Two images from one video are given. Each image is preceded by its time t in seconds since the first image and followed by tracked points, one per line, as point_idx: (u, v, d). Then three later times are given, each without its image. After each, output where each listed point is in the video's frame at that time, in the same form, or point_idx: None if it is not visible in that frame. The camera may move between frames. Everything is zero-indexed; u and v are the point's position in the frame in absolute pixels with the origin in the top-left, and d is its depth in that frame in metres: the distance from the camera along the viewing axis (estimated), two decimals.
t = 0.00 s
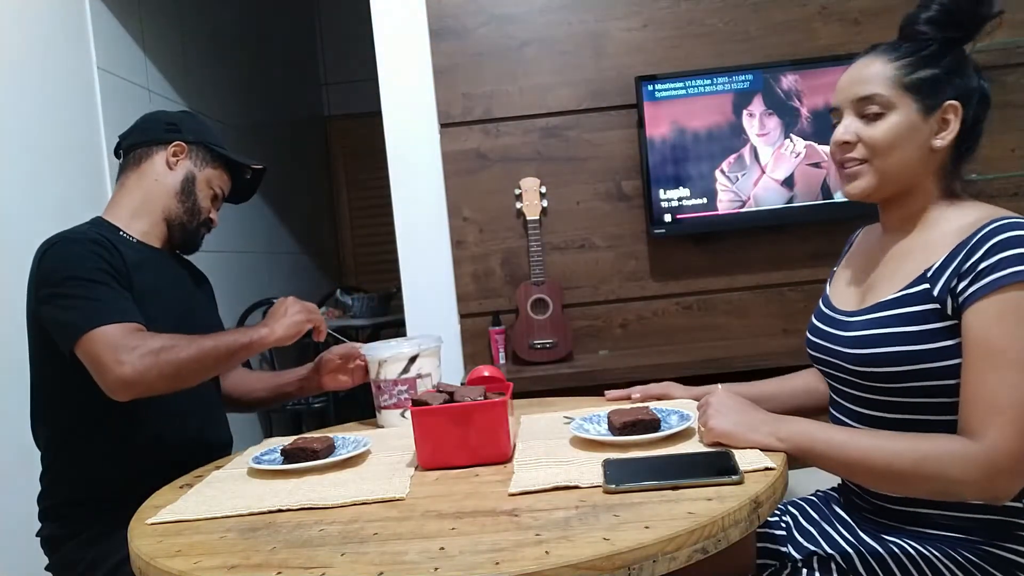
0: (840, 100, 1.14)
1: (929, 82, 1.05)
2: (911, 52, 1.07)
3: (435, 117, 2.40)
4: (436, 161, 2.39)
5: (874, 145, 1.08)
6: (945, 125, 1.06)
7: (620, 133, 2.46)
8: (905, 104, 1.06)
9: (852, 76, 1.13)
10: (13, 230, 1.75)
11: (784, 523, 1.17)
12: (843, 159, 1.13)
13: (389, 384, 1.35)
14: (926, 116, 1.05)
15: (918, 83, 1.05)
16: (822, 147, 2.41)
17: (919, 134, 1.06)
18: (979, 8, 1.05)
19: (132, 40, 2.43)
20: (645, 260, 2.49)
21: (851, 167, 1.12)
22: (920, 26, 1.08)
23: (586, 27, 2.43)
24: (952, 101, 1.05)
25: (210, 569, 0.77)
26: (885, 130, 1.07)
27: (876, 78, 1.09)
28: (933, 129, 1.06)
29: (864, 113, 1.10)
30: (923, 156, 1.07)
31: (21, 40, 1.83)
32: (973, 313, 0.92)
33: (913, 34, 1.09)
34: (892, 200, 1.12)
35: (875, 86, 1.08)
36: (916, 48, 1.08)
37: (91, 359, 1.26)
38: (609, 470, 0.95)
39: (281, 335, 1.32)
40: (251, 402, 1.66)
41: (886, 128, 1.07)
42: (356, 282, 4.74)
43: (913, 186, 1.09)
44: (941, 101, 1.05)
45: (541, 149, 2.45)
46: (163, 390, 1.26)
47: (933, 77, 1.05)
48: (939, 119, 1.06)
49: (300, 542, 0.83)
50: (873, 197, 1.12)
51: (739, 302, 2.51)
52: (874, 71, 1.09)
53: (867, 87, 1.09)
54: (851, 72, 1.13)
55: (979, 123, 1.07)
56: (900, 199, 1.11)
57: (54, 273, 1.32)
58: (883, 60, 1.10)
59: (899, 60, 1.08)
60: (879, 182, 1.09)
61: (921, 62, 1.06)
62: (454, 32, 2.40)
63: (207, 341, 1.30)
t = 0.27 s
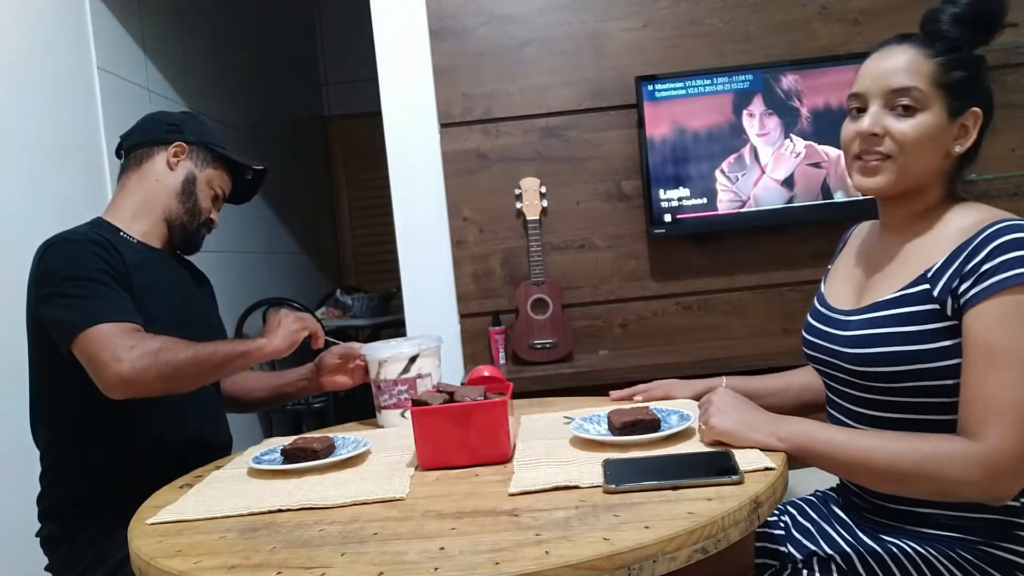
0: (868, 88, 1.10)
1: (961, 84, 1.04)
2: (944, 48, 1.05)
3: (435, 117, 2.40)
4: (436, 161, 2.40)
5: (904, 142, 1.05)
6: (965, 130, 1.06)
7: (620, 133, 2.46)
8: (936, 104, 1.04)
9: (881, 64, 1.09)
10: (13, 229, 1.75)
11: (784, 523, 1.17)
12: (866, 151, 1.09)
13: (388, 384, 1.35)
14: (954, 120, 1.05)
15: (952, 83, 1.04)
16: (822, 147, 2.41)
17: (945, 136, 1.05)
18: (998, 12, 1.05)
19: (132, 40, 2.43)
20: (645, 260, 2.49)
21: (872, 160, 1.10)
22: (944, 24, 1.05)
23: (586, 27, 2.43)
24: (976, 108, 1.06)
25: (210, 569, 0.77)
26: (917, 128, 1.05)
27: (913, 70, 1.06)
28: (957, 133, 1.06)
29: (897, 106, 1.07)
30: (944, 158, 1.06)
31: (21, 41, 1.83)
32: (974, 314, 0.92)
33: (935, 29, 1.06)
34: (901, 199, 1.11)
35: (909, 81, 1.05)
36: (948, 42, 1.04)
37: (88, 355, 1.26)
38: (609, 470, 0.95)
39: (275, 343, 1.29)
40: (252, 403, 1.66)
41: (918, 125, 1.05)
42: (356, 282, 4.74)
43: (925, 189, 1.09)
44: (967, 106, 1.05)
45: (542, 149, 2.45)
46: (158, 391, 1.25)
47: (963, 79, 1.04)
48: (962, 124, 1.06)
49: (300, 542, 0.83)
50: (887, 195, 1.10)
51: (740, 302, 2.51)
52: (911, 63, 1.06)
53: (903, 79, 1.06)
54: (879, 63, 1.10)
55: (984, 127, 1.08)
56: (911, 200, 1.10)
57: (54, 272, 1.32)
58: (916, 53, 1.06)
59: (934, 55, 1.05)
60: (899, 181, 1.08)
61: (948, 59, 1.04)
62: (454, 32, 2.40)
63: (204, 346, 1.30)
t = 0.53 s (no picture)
0: (887, 83, 1.09)
1: (976, 91, 1.05)
2: (963, 52, 1.05)
3: (435, 117, 2.40)
4: (436, 161, 2.39)
5: (918, 143, 1.05)
6: (971, 138, 1.08)
7: (620, 133, 2.46)
8: (951, 111, 1.05)
9: (902, 60, 1.08)
10: (13, 229, 1.75)
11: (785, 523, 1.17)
12: (879, 148, 1.09)
13: (389, 384, 1.35)
14: (965, 126, 1.06)
15: (969, 89, 1.04)
16: (822, 147, 2.41)
17: (953, 143, 1.06)
18: (1008, 16, 1.04)
19: (132, 40, 2.43)
20: (645, 261, 2.49)
21: (883, 158, 1.09)
22: (962, 26, 1.05)
23: (586, 27, 2.43)
24: (984, 119, 1.08)
25: (210, 569, 0.77)
26: (931, 133, 1.05)
27: (936, 70, 1.05)
28: (964, 140, 1.07)
29: (916, 106, 1.06)
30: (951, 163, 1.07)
31: (22, 40, 1.83)
32: (978, 309, 0.92)
33: (952, 30, 1.06)
34: (903, 199, 1.11)
35: (929, 84, 1.05)
36: (964, 47, 1.05)
37: (91, 350, 1.25)
38: (609, 470, 0.95)
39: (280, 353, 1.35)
40: (253, 403, 1.66)
41: (934, 127, 1.05)
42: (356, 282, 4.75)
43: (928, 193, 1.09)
44: (977, 114, 1.06)
45: (541, 149, 2.45)
46: (166, 386, 1.25)
47: (978, 86, 1.05)
48: (970, 132, 1.07)
49: (300, 542, 0.82)
50: (892, 195, 1.10)
51: (740, 302, 2.51)
52: (930, 64, 1.05)
53: (925, 79, 1.05)
54: (897, 62, 1.08)
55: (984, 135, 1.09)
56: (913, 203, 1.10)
57: (55, 269, 1.32)
58: (938, 53, 1.06)
59: (953, 58, 1.05)
60: (908, 183, 1.08)
61: (963, 65, 1.04)
62: (454, 32, 2.40)
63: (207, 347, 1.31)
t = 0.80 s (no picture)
0: (883, 84, 1.08)
1: (973, 90, 1.05)
2: (958, 51, 1.05)
3: (435, 117, 2.40)
4: (436, 161, 2.39)
5: (917, 144, 1.05)
6: (967, 138, 1.08)
7: (620, 133, 2.46)
8: (948, 111, 1.05)
9: (898, 60, 1.07)
10: (14, 229, 1.75)
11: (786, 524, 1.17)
12: (878, 150, 1.08)
13: (389, 384, 1.35)
14: (964, 125, 1.06)
15: (966, 88, 1.04)
16: (822, 147, 2.41)
17: (950, 143, 1.06)
18: (1001, 16, 1.04)
19: (132, 40, 2.43)
20: (645, 261, 2.49)
21: (883, 160, 1.09)
22: (955, 26, 1.05)
23: (586, 27, 2.42)
24: (982, 116, 1.08)
25: (210, 569, 0.77)
26: (930, 133, 1.04)
27: (932, 70, 1.04)
28: (960, 140, 1.08)
29: (914, 105, 1.06)
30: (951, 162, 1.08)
31: (22, 40, 1.83)
32: (966, 279, 0.92)
33: (946, 30, 1.06)
34: (903, 201, 1.11)
35: (925, 84, 1.04)
36: (959, 46, 1.05)
37: (101, 341, 1.25)
38: (609, 470, 0.95)
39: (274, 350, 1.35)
40: (253, 404, 1.66)
41: (933, 127, 1.05)
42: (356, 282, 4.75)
43: (927, 194, 1.10)
44: (972, 114, 1.06)
45: (542, 149, 2.45)
46: (175, 378, 1.25)
47: (975, 84, 1.05)
48: (966, 131, 1.07)
49: (300, 542, 0.82)
50: (892, 197, 1.10)
51: (740, 302, 2.51)
52: (925, 64, 1.05)
53: (923, 79, 1.04)
54: (891, 61, 1.08)
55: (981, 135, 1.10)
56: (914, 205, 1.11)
57: (62, 262, 1.32)
58: (934, 53, 1.05)
59: (949, 57, 1.05)
60: (908, 185, 1.08)
61: (959, 64, 1.04)
62: (454, 32, 2.40)
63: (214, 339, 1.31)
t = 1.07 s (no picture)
0: (880, 83, 1.08)
1: (969, 91, 1.06)
2: (955, 52, 1.05)
3: (435, 117, 2.40)
4: (436, 160, 2.39)
5: (913, 144, 1.05)
6: (964, 140, 1.09)
7: (620, 133, 2.46)
8: (947, 111, 1.05)
9: (895, 60, 1.07)
10: (14, 229, 1.75)
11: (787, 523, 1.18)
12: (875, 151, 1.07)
13: (392, 384, 1.35)
14: (960, 126, 1.07)
15: (962, 89, 1.05)
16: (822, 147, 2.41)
17: (948, 145, 1.06)
18: (996, 20, 1.06)
19: (132, 40, 2.43)
20: (645, 261, 2.49)
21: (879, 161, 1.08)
22: (952, 30, 1.06)
23: (586, 27, 2.42)
24: (978, 119, 1.08)
25: (210, 569, 0.77)
26: (929, 132, 1.04)
27: (930, 70, 1.05)
28: (958, 142, 1.08)
29: (911, 106, 1.06)
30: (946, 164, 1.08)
31: (22, 40, 1.83)
32: (912, 291, 0.98)
33: (943, 32, 1.07)
34: (898, 203, 1.11)
35: (925, 84, 1.05)
36: (956, 47, 1.05)
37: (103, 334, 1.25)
38: (609, 470, 0.95)
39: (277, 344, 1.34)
40: (254, 404, 1.66)
41: (930, 127, 1.05)
42: (356, 282, 4.75)
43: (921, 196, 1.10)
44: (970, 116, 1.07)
45: (542, 149, 2.45)
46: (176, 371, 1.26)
47: (971, 86, 1.06)
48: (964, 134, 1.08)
49: (301, 542, 0.82)
50: (886, 197, 1.10)
51: (740, 302, 2.51)
52: (924, 65, 1.05)
53: (920, 78, 1.05)
54: (888, 63, 1.08)
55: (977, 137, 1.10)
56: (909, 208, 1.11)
57: (65, 256, 1.32)
58: (931, 54, 1.06)
59: (946, 58, 1.05)
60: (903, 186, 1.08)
61: (956, 65, 1.05)
62: (454, 32, 2.40)
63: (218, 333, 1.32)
